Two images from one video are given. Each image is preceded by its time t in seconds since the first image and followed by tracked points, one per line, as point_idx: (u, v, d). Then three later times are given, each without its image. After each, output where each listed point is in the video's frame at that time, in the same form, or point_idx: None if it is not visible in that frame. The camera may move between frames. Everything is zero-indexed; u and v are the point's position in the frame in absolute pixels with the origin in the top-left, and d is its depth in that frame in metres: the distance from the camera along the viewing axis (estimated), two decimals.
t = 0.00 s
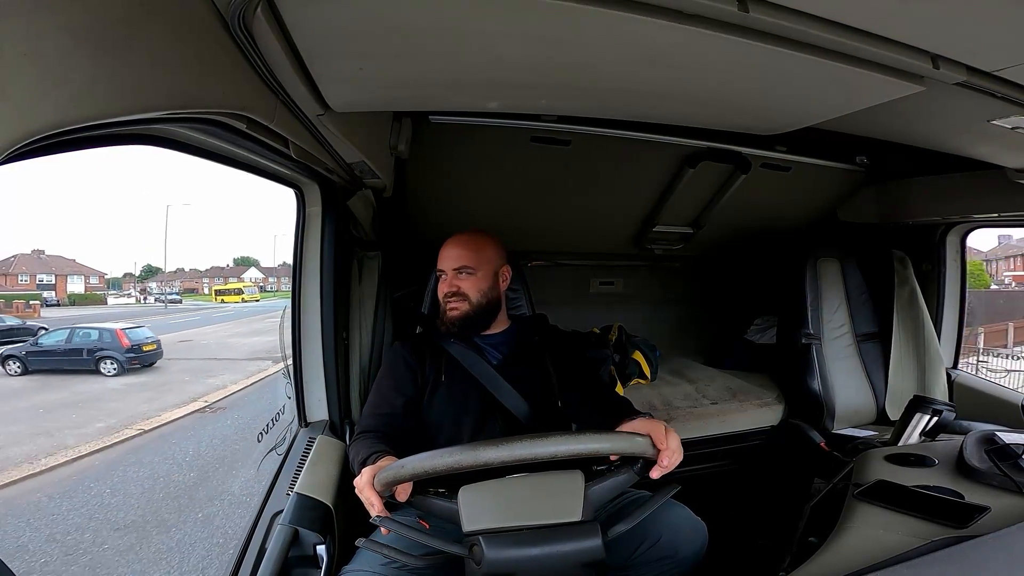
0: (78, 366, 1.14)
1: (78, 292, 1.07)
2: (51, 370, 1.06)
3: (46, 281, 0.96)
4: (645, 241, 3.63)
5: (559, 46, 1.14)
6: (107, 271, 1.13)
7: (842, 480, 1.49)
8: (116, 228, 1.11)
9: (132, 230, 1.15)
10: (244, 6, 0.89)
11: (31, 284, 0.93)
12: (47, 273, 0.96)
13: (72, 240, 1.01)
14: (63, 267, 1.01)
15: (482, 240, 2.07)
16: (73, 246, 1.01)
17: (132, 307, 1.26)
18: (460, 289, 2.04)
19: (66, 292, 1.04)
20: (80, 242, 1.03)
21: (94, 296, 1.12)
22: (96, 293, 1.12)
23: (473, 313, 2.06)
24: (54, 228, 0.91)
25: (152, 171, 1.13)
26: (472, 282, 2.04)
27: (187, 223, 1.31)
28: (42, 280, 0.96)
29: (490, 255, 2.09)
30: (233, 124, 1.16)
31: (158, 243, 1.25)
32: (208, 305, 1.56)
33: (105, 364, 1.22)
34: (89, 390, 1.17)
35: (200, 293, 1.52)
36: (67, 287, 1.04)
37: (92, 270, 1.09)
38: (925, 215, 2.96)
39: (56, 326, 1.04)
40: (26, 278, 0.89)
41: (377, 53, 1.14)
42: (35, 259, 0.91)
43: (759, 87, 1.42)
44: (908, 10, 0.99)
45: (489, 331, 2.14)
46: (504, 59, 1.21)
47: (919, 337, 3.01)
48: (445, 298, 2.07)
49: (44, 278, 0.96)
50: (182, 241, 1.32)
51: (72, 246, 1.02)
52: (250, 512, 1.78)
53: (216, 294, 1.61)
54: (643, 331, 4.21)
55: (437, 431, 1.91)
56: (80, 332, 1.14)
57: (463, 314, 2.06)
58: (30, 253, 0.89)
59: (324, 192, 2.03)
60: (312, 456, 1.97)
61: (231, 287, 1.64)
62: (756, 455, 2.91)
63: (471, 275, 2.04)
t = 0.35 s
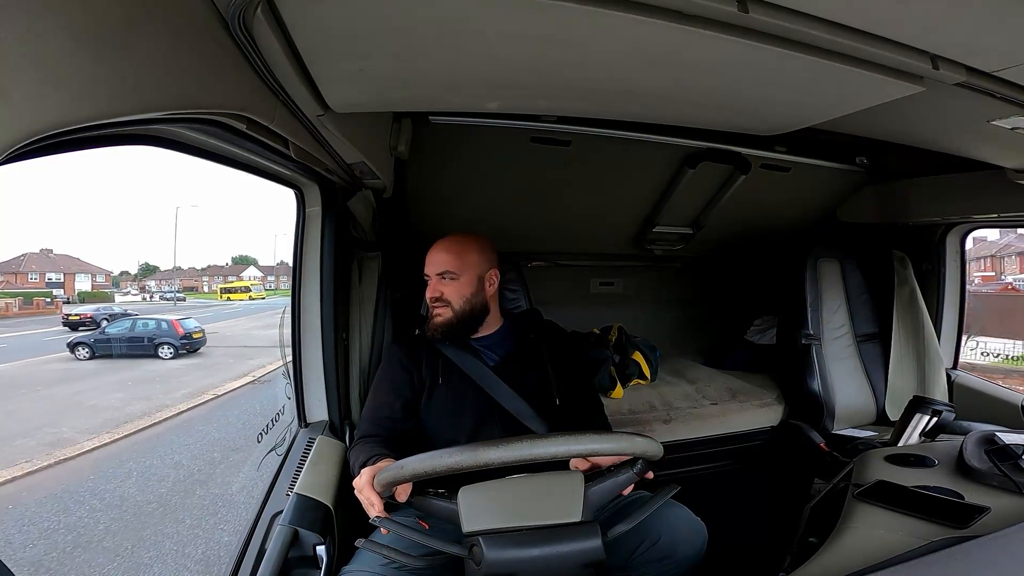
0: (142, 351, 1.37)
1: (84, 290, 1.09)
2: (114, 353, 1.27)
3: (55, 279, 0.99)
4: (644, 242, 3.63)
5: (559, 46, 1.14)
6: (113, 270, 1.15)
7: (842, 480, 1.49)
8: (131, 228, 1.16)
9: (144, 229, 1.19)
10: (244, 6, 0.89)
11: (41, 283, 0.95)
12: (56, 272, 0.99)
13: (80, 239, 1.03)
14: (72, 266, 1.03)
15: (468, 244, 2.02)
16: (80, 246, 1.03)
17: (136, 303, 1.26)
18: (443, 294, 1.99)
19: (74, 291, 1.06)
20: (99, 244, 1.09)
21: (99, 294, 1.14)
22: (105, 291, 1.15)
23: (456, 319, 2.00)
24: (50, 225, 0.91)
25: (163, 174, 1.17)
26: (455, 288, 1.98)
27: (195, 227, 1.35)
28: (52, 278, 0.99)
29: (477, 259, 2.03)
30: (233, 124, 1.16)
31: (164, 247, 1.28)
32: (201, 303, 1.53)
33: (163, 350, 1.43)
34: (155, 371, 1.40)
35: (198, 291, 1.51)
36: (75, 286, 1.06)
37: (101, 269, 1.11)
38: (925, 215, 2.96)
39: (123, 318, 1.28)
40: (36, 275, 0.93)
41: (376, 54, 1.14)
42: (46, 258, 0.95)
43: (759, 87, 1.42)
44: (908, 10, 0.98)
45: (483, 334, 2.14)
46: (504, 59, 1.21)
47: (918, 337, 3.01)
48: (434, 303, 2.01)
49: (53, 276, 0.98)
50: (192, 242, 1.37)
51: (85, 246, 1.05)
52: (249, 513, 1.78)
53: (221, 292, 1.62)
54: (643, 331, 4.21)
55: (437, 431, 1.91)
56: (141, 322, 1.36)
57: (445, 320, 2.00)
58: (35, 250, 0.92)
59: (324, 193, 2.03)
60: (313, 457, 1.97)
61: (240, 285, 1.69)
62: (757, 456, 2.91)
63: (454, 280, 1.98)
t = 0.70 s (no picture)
0: (182, 341, 1.48)
1: (90, 290, 1.10)
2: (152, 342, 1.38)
3: (60, 280, 1.00)
4: (645, 241, 3.63)
5: (558, 45, 1.14)
6: (118, 269, 1.16)
7: (842, 480, 1.49)
8: (136, 229, 1.17)
9: (151, 231, 1.21)
10: (244, 6, 0.88)
11: (48, 283, 0.97)
12: (63, 272, 1.01)
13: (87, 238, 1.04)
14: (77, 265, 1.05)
15: (487, 242, 2.14)
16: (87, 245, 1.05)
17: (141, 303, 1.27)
18: (472, 291, 2.09)
19: (80, 291, 1.07)
20: (110, 243, 1.11)
21: (106, 294, 1.15)
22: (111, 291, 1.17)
23: (486, 314, 2.09)
24: (50, 226, 0.91)
25: (167, 176, 1.18)
26: (484, 283, 2.10)
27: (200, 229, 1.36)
28: (60, 278, 1.01)
29: (497, 257, 2.18)
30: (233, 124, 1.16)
31: (168, 249, 1.29)
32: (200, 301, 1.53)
33: (201, 340, 1.57)
34: (200, 357, 1.57)
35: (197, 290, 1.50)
36: (80, 285, 1.07)
37: (108, 268, 1.13)
38: (925, 215, 2.96)
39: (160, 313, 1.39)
40: (42, 276, 0.94)
41: (376, 53, 1.14)
42: (52, 259, 0.97)
43: (759, 87, 1.42)
44: (908, 10, 0.98)
45: (495, 332, 2.15)
46: (503, 59, 1.21)
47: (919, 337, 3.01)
48: (459, 302, 2.09)
49: (58, 277, 1.00)
50: (198, 243, 1.39)
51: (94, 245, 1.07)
52: (250, 512, 1.77)
53: (226, 289, 1.63)
54: (643, 331, 4.21)
55: (438, 431, 1.91)
56: (182, 316, 1.49)
57: (476, 315, 2.08)
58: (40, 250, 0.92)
59: (324, 193, 2.03)
60: (313, 456, 1.97)
61: (245, 285, 1.71)
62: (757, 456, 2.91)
63: (483, 276, 2.10)
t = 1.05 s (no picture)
0: (210, 334, 1.61)
1: (95, 289, 1.11)
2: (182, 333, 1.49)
3: (66, 279, 1.02)
4: (644, 241, 3.63)
5: (559, 46, 1.14)
6: (122, 268, 1.17)
7: (842, 480, 1.49)
8: (139, 229, 1.17)
9: (157, 232, 1.22)
10: (244, 6, 0.88)
11: (54, 281, 0.98)
12: (68, 270, 1.02)
13: (97, 240, 1.05)
14: (84, 265, 1.06)
15: (497, 243, 2.20)
16: (97, 246, 1.06)
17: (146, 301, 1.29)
18: (483, 289, 2.12)
19: (85, 289, 1.08)
20: (119, 244, 1.13)
21: (109, 293, 1.16)
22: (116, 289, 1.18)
23: (496, 312, 2.12)
24: (54, 225, 0.91)
25: (171, 176, 1.20)
26: (495, 282, 2.15)
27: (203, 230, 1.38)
28: (64, 276, 1.01)
29: (505, 257, 2.24)
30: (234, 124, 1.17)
31: (171, 250, 1.31)
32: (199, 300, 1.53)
33: (226, 333, 1.68)
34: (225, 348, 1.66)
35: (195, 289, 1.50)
36: (86, 283, 1.08)
37: (112, 268, 1.14)
38: (925, 216, 2.96)
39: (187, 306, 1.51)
40: (49, 274, 0.96)
41: (376, 53, 1.14)
42: (58, 258, 0.98)
43: (759, 87, 1.42)
44: (908, 10, 0.98)
45: (499, 332, 2.16)
46: (504, 59, 1.21)
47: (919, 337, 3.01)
48: (466, 299, 2.13)
49: (64, 275, 1.01)
50: (201, 242, 1.39)
51: (104, 247, 1.08)
52: (249, 512, 1.77)
53: (229, 289, 1.64)
54: (643, 331, 4.21)
55: (438, 430, 1.91)
56: (210, 311, 1.62)
57: (487, 312, 2.11)
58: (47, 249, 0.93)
59: (324, 193, 2.03)
60: (313, 456, 1.97)
61: (249, 284, 1.71)
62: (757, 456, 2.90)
63: (494, 275, 2.15)
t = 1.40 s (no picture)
0: (230, 328, 1.70)
1: (99, 287, 1.11)
2: (205, 327, 1.59)
3: (72, 277, 1.02)
4: (644, 241, 3.63)
5: (558, 46, 1.14)
6: (123, 266, 1.16)
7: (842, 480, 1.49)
8: (145, 230, 1.17)
9: (165, 232, 1.22)
10: (244, 6, 0.88)
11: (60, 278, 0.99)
12: (74, 268, 1.02)
13: (103, 238, 1.06)
14: (90, 263, 1.06)
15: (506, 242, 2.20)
16: (103, 245, 1.06)
17: (149, 299, 1.30)
18: (500, 287, 2.13)
19: (89, 287, 1.08)
20: (126, 244, 1.13)
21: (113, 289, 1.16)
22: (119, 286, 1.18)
23: (509, 311, 2.16)
24: (58, 227, 0.92)
25: (174, 177, 1.21)
26: (510, 280, 2.17)
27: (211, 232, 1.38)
28: (70, 274, 1.02)
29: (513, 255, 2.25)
30: (234, 124, 1.17)
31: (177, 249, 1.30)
32: (201, 300, 1.52)
33: (246, 327, 1.79)
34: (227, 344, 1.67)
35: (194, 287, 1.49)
36: (91, 281, 1.08)
37: (114, 266, 1.14)
38: (925, 216, 2.97)
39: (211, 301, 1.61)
40: (55, 272, 0.96)
41: (376, 54, 1.14)
42: (63, 256, 0.98)
43: (759, 87, 1.42)
44: (907, 10, 0.98)
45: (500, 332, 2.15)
46: (503, 59, 1.21)
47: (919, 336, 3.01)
48: (483, 296, 2.13)
49: (71, 273, 1.01)
50: (207, 245, 1.39)
51: (110, 246, 1.09)
52: (251, 511, 1.76)
53: (230, 288, 1.64)
54: (643, 331, 4.21)
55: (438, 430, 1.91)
56: (231, 306, 1.71)
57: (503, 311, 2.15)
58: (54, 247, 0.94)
59: (324, 193, 2.03)
60: (313, 456, 1.97)
61: (253, 281, 1.75)
62: (758, 456, 2.90)
63: (509, 274, 2.17)
